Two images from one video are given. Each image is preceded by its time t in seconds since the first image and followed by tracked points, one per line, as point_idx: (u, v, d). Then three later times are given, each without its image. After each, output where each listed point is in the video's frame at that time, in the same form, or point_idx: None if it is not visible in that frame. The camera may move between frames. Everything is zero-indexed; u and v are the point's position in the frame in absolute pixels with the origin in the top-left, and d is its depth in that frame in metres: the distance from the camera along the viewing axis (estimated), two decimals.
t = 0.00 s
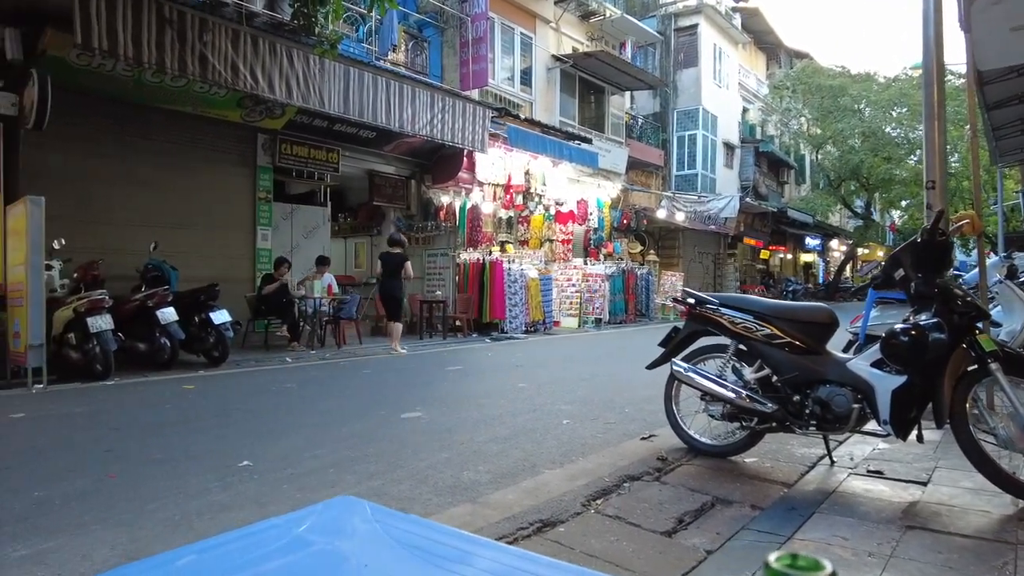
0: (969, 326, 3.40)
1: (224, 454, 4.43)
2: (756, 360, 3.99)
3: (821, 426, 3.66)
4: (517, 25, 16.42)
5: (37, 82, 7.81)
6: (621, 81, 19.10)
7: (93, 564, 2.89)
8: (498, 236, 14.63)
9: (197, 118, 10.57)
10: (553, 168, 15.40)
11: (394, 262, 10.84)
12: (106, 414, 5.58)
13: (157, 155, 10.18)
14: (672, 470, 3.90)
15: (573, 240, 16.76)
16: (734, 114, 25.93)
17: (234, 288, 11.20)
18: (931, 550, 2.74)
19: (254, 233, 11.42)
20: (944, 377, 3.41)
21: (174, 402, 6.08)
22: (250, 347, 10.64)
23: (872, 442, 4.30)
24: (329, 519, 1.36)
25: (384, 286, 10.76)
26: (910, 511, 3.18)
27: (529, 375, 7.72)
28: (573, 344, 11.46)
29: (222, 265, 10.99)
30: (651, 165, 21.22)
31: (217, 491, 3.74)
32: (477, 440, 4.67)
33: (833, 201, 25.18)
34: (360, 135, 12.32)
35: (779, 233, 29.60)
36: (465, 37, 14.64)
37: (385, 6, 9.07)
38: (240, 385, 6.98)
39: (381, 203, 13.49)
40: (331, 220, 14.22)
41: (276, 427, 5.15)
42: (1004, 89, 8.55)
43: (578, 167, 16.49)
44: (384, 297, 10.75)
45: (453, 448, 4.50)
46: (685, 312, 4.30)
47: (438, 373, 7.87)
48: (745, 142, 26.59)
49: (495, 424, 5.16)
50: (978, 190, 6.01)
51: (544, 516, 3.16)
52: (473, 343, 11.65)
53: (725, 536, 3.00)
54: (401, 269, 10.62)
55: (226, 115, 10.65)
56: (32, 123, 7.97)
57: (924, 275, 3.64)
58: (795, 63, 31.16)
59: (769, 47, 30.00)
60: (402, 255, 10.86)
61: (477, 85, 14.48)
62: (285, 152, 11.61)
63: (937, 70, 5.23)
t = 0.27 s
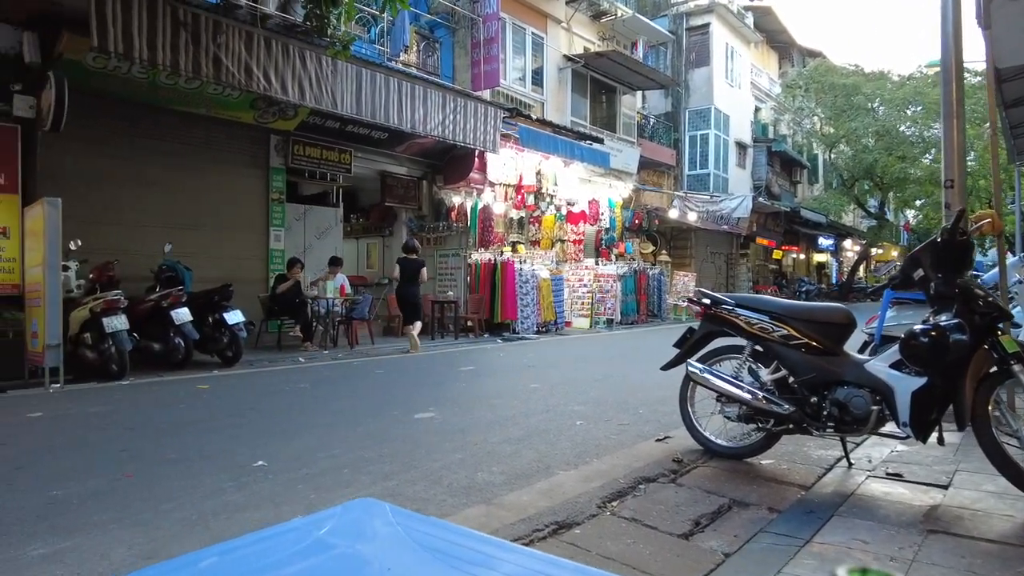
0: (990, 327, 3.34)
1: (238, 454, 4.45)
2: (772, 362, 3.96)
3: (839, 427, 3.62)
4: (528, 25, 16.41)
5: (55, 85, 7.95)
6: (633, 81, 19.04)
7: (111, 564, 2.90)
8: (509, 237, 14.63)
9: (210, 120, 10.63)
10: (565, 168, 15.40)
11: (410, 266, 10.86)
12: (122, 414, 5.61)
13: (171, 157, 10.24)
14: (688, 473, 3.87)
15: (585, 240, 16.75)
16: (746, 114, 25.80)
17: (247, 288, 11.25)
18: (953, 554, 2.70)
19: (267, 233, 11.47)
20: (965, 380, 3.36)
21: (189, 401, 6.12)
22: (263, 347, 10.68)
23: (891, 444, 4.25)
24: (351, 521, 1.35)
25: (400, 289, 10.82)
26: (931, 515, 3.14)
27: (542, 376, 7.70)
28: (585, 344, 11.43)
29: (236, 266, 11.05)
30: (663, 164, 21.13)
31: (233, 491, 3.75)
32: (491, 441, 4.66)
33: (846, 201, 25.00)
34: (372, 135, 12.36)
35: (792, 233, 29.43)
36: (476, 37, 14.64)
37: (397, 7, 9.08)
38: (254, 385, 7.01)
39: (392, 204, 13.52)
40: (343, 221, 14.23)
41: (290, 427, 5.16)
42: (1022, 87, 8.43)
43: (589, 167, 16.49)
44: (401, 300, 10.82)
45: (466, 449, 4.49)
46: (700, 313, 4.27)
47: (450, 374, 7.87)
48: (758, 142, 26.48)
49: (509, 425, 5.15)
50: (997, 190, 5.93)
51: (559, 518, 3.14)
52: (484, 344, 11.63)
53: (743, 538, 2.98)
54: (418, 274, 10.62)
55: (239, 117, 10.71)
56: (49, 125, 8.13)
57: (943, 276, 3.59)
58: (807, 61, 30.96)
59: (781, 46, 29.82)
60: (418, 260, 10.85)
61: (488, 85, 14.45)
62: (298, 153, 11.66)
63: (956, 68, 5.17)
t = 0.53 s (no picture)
0: None
1: (265, 453, 4.42)
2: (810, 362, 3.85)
3: (881, 430, 3.50)
4: (549, 22, 16.32)
5: (81, 85, 8.12)
6: (654, 78, 18.87)
7: (141, 564, 2.87)
8: (530, 235, 14.58)
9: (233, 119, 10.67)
10: (586, 166, 15.28)
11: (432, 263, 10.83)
12: (149, 411, 5.62)
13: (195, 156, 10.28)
14: (723, 476, 3.77)
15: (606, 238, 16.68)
16: (769, 111, 25.49)
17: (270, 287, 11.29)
18: (1009, 565, 2.59)
19: (290, 232, 11.50)
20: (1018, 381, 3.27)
21: (214, 400, 6.12)
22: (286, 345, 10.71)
23: (933, 449, 4.11)
24: (397, 528, 1.30)
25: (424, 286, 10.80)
26: (982, 523, 3.02)
27: (567, 375, 7.61)
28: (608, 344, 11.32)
29: (259, 265, 11.08)
30: (685, 161, 20.92)
31: (261, 491, 3.72)
32: (518, 442, 4.58)
33: (871, 198, 24.60)
34: (394, 134, 12.35)
35: (815, 231, 29.04)
36: (497, 34, 14.57)
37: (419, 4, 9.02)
38: (279, 383, 7.00)
39: (414, 203, 13.49)
40: (365, 219, 14.19)
41: (316, 426, 5.13)
42: None
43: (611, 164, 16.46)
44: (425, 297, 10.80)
45: (494, 449, 4.43)
46: (735, 312, 4.16)
47: (474, 373, 7.81)
48: (780, 140, 26.19)
49: (535, 425, 5.07)
50: None
51: (594, 522, 3.06)
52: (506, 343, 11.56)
53: (785, 545, 2.88)
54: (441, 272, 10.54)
55: (262, 115, 10.75)
56: (76, 125, 8.27)
57: (993, 274, 3.53)
58: (831, 57, 30.52)
59: (804, 42, 29.42)
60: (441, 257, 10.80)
61: (509, 83, 14.40)
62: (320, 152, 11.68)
63: (998, 60, 5.02)
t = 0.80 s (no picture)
0: None
1: (315, 446, 4.43)
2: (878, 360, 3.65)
3: (958, 433, 3.30)
4: (594, 16, 16.13)
5: (137, 86, 8.46)
6: (702, 70, 18.50)
7: (195, 554, 2.87)
8: (573, 232, 14.44)
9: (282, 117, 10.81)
10: (631, 160, 15.06)
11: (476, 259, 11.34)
12: (202, 404, 5.71)
13: (245, 153, 10.44)
14: (785, 478, 3.61)
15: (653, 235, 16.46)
16: (820, 103, 24.78)
17: (318, 283, 11.41)
18: None
19: (337, 229, 11.60)
20: None
21: (264, 393, 6.19)
22: (334, 340, 10.81)
23: (1013, 455, 3.87)
24: (460, 526, 1.24)
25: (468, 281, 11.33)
26: None
27: (616, 373, 7.49)
28: (656, 342, 11.12)
29: (307, 261, 11.21)
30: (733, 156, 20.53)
31: (312, 483, 3.71)
32: (569, 440, 4.49)
33: (929, 193, 23.71)
34: (439, 131, 12.38)
35: (870, 227, 28.14)
36: (542, 29, 14.45)
37: None
38: (327, 378, 7.05)
39: (458, 199, 13.49)
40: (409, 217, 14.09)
41: (365, 420, 5.13)
42: None
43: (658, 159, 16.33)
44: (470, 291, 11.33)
45: (544, 446, 4.34)
46: (796, 308, 3.99)
47: (520, 370, 7.75)
48: (833, 133, 25.44)
49: (586, 423, 4.97)
50: None
51: (652, 524, 2.95)
52: (551, 340, 11.44)
53: (857, 553, 2.72)
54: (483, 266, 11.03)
55: (311, 114, 10.89)
56: (132, 125, 8.65)
57: None
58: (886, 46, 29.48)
59: (858, 32, 28.49)
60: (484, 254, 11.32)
61: (554, 78, 14.37)
62: (367, 150, 11.78)
63: None
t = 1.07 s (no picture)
0: None
1: (372, 440, 4.43)
2: (967, 358, 3.39)
3: None
4: (653, 8, 15.83)
5: (204, 90, 8.75)
6: (766, 61, 17.95)
7: (254, 545, 2.88)
8: (631, 228, 14.15)
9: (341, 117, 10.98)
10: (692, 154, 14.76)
11: (525, 257, 11.89)
12: (265, 397, 5.82)
13: (307, 153, 10.63)
14: (862, 483, 3.40)
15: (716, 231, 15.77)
16: (893, 92, 23.72)
17: (377, 281, 11.54)
18: None
19: (395, 228, 11.70)
20: None
21: (325, 387, 6.27)
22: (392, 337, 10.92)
23: None
24: (520, 529, 1.17)
25: (518, 276, 11.85)
26: None
27: (678, 372, 7.29)
28: (718, 341, 10.82)
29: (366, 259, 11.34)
30: (799, 149, 20.01)
31: (369, 477, 3.70)
32: (630, 439, 4.36)
33: (1014, 184, 22.38)
34: (496, 128, 12.36)
35: (947, 222, 26.78)
36: (599, 23, 14.26)
37: None
38: (386, 373, 7.10)
39: (514, 197, 13.42)
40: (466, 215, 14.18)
41: (422, 416, 5.12)
42: None
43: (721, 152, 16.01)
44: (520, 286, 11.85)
45: (603, 445, 4.22)
46: (872, 303, 3.74)
47: (579, 367, 7.63)
48: (907, 123, 24.33)
49: (647, 423, 4.83)
50: None
51: (719, 528, 2.81)
52: (609, 339, 11.26)
53: (946, 566, 2.52)
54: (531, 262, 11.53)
55: (369, 114, 11.02)
56: (199, 128, 8.94)
57: None
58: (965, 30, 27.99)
59: (934, 16, 27.15)
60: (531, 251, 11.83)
61: (612, 72, 14.08)
62: (424, 149, 11.83)
63: None
